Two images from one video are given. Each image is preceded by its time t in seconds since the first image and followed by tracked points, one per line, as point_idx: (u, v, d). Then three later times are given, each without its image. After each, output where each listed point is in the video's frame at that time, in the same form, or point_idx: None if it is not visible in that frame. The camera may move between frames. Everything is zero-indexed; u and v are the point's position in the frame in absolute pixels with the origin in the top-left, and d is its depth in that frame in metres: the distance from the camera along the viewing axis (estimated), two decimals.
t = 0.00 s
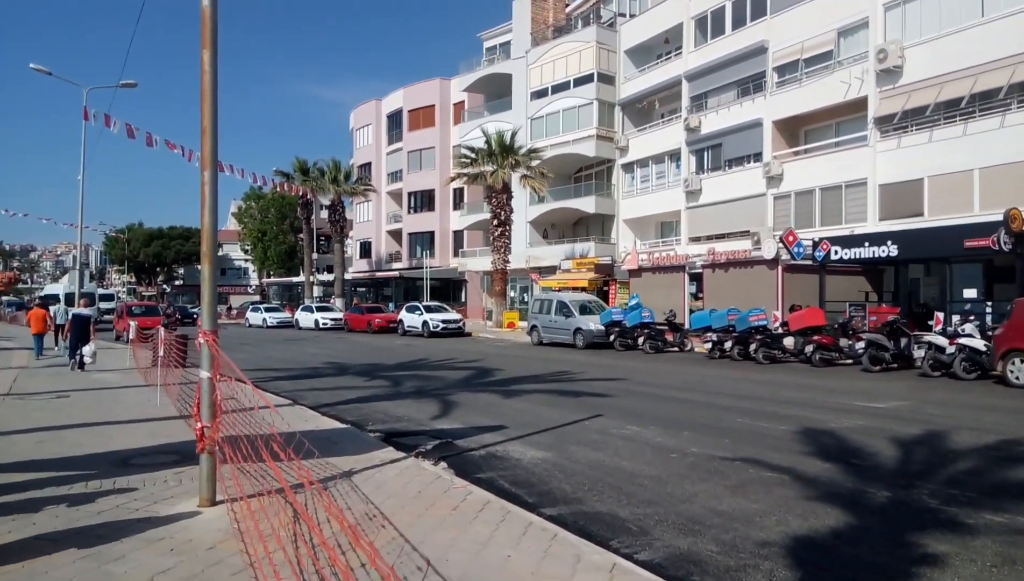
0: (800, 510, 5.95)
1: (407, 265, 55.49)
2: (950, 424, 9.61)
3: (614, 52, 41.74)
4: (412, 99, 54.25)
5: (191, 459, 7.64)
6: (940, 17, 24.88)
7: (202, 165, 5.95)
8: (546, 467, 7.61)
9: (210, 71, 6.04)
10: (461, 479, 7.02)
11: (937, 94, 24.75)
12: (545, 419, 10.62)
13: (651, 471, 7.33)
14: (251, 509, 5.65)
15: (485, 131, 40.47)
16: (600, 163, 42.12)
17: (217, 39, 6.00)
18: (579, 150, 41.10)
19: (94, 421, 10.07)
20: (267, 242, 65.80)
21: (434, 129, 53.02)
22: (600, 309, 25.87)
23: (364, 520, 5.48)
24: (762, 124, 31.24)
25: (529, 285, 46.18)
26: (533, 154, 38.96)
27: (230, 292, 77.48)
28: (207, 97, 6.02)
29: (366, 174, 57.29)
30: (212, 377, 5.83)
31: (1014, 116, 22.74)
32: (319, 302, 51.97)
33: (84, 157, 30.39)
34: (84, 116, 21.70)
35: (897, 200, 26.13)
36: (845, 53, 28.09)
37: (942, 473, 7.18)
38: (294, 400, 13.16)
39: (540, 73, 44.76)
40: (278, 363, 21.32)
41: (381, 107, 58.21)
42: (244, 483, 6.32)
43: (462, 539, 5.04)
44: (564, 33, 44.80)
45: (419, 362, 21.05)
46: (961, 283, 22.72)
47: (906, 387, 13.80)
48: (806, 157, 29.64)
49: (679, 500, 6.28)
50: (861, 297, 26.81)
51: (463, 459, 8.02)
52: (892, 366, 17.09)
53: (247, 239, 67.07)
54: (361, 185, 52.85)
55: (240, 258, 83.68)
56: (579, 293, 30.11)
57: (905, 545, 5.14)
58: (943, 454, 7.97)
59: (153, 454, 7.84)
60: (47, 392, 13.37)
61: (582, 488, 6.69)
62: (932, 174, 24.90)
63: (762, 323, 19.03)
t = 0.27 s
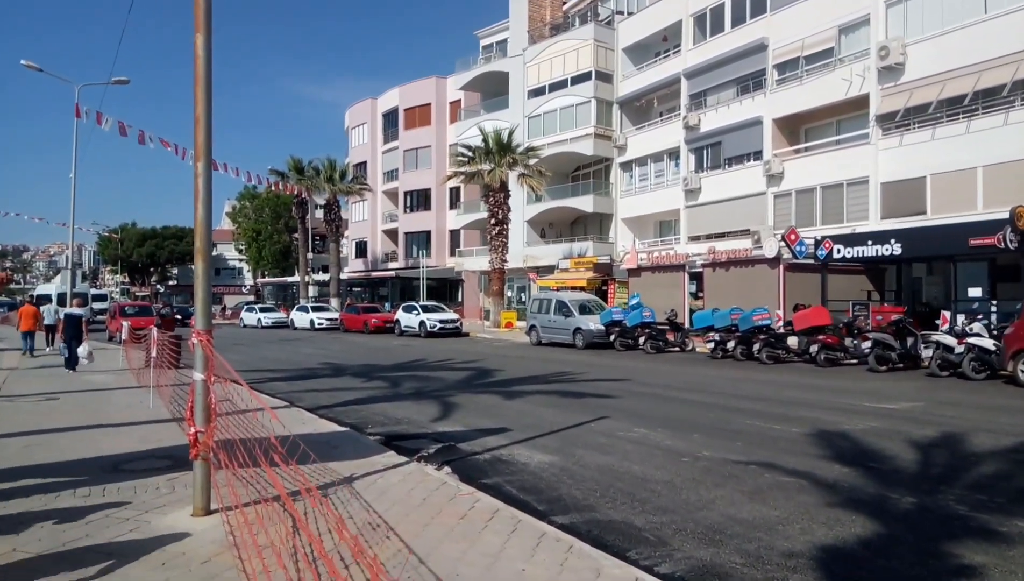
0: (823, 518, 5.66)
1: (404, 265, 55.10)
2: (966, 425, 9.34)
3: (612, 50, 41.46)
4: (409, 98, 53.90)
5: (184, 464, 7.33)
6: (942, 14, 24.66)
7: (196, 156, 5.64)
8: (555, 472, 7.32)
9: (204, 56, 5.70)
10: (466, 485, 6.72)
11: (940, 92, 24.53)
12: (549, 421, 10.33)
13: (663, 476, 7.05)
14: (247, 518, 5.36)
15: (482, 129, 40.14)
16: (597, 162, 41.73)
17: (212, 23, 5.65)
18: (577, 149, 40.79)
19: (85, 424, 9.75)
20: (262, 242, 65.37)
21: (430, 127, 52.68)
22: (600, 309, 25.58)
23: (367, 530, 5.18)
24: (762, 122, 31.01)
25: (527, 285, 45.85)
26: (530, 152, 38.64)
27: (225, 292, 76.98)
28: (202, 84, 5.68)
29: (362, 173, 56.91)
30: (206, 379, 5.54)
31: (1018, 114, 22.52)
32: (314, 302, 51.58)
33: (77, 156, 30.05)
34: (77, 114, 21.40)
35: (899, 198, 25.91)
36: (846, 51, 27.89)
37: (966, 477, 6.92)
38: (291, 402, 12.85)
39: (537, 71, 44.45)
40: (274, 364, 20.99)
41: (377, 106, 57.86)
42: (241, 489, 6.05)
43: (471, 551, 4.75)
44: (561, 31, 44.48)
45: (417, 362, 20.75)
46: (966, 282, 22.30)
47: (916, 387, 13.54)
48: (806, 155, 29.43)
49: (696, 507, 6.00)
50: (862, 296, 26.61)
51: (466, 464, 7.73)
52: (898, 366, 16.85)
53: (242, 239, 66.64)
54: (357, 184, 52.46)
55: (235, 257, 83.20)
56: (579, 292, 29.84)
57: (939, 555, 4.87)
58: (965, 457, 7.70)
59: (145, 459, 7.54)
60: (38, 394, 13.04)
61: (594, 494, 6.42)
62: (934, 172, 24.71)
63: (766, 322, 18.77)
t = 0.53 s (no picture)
0: (847, 529, 5.43)
1: (401, 264, 54.80)
2: (983, 429, 9.12)
3: (611, 48, 41.22)
4: (406, 97, 53.61)
5: (179, 472, 7.06)
6: (945, 12, 24.45)
7: (192, 152, 5.35)
8: (564, 479, 7.07)
9: (200, 45, 5.39)
10: (472, 493, 6.46)
11: (943, 90, 24.30)
12: (554, 424, 10.08)
13: (676, 484, 6.81)
14: (245, 532, 5.10)
15: (481, 127, 39.89)
16: (597, 161, 41.50)
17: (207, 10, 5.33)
18: (576, 147, 40.54)
19: (77, 429, 9.46)
20: (258, 241, 65.02)
21: (428, 126, 52.40)
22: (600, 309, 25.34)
23: (372, 545, 4.92)
24: (763, 121, 30.79)
25: (525, 284, 45.59)
26: (529, 151, 38.39)
27: (222, 291, 76.60)
28: (198, 74, 5.36)
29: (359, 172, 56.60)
30: (202, 385, 5.28)
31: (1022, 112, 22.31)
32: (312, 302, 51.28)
33: (72, 154, 29.72)
34: (71, 111, 21.07)
35: (902, 197, 25.71)
36: (847, 49, 27.68)
37: (989, 484, 6.69)
38: (289, 404, 12.58)
39: (535, 70, 44.20)
40: (271, 364, 20.71)
41: (374, 105, 57.56)
42: (238, 498, 5.79)
43: (481, 569, 4.48)
44: (560, 29, 44.21)
45: (417, 363, 20.49)
46: (972, 283, 22.21)
47: (925, 389, 13.32)
48: (808, 153, 29.22)
49: (714, 518, 5.76)
50: (866, 296, 26.43)
51: (472, 470, 7.48)
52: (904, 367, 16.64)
53: (239, 238, 66.28)
54: (355, 183, 52.14)
55: (232, 257, 82.82)
56: (578, 292, 29.60)
57: (973, 570, 4.64)
58: (985, 463, 7.46)
59: (138, 466, 7.26)
60: (30, 396, 12.74)
61: (606, 504, 6.16)
62: (938, 171, 24.52)
63: (771, 323, 18.55)
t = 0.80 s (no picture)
0: (879, 539, 5.19)
1: (399, 266, 54.52)
2: (1001, 433, 8.90)
3: (610, 48, 41.06)
4: (404, 97, 53.38)
5: (177, 477, 6.79)
6: (948, 11, 24.28)
7: (191, 142, 5.02)
8: (577, 484, 6.82)
9: (200, 29, 5.05)
10: (482, 500, 6.20)
11: (947, 90, 24.13)
12: (561, 427, 9.84)
13: (693, 490, 6.56)
14: (245, 542, 4.84)
15: (480, 128, 39.65)
16: (596, 162, 41.33)
17: None
18: (574, 148, 40.36)
19: (70, 431, 9.18)
20: (255, 242, 64.70)
21: (425, 126, 52.16)
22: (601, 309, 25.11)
23: (380, 555, 4.66)
24: (764, 121, 30.62)
25: (524, 286, 45.35)
26: (529, 151, 38.18)
27: (218, 292, 76.14)
28: (196, 59, 5.03)
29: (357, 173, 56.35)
30: (201, 388, 4.99)
31: None
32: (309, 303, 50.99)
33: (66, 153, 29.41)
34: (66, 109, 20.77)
35: (904, 198, 25.55)
36: (849, 48, 27.52)
37: (1017, 490, 6.47)
38: (288, 406, 12.32)
39: (534, 70, 43.99)
40: (268, 366, 20.43)
41: (372, 105, 57.33)
42: (239, 506, 5.53)
43: None
44: (559, 30, 44.03)
45: (416, 364, 20.22)
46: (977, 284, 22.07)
47: (935, 391, 13.11)
48: (809, 154, 29.04)
49: (736, 526, 5.51)
50: (868, 298, 26.28)
51: (479, 475, 7.22)
52: (911, 370, 16.44)
53: (235, 239, 65.94)
54: (352, 184, 51.86)
55: (227, 258, 82.45)
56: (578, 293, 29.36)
57: None
58: (1009, 468, 7.24)
59: (134, 471, 6.99)
60: (22, 398, 12.44)
61: (622, 511, 5.92)
62: (941, 171, 24.35)
63: (775, 324, 18.32)
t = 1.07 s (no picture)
0: (913, 552, 4.98)
1: (399, 264, 54.26)
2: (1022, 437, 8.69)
3: (611, 46, 40.82)
4: (403, 95, 53.10)
5: (178, 485, 6.57)
6: (953, 7, 24.06)
7: (192, 136, 4.77)
8: (592, 492, 6.60)
9: (201, 17, 4.79)
10: (496, 509, 5.98)
11: (952, 87, 23.91)
12: (571, 430, 9.62)
13: (713, 498, 6.35)
14: (250, 556, 4.62)
15: (480, 126, 39.38)
16: (597, 160, 41.10)
17: None
18: (576, 146, 40.12)
19: (68, 437, 8.94)
20: (254, 241, 64.41)
21: (425, 125, 51.90)
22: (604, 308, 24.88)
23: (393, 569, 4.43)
24: (767, 119, 30.40)
25: (524, 284, 45.11)
26: (530, 149, 37.93)
27: (217, 291, 75.85)
28: (197, 49, 4.77)
29: (356, 171, 56.08)
30: (203, 395, 4.75)
31: None
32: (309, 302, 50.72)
33: (62, 152, 29.13)
34: (62, 107, 20.49)
35: (909, 195, 25.34)
36: (853, 46, 27.29)
37: None
38: (290, 409, 12.10)
39: (535, 68, 43.73)
40: (269, 366, 20.21)
41: (371, 103, 57.06)
42: (245, 519, 5.29)
43: None
44: (560, 27, 43.78)
45: (419, 365, 19.99)
46: (986, 282, 21.84)
47: (948, 392, 12.91)
48: (813, 152, 28.81)
49: (762, 537, 5.30)
50: (874, 297, 26.10)
51: (490, 482, 7.00)
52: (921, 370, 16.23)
53: (234, 238, 65.66)
54: (352, 182, 51.58)
55: (226, 257, 82.16)
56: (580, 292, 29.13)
57: None
58: None
59: (133, 479, 6.75)
60: (18, 401, 12.18)
61: (642, 521, 5.69)
62: (947, 169, 24.10)
63: (782, 324, 18.09)
